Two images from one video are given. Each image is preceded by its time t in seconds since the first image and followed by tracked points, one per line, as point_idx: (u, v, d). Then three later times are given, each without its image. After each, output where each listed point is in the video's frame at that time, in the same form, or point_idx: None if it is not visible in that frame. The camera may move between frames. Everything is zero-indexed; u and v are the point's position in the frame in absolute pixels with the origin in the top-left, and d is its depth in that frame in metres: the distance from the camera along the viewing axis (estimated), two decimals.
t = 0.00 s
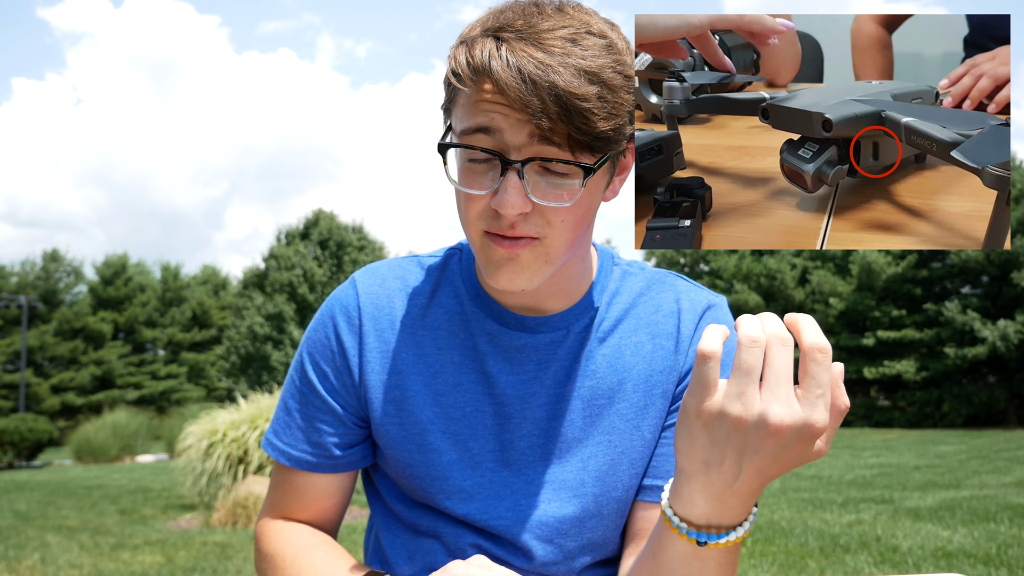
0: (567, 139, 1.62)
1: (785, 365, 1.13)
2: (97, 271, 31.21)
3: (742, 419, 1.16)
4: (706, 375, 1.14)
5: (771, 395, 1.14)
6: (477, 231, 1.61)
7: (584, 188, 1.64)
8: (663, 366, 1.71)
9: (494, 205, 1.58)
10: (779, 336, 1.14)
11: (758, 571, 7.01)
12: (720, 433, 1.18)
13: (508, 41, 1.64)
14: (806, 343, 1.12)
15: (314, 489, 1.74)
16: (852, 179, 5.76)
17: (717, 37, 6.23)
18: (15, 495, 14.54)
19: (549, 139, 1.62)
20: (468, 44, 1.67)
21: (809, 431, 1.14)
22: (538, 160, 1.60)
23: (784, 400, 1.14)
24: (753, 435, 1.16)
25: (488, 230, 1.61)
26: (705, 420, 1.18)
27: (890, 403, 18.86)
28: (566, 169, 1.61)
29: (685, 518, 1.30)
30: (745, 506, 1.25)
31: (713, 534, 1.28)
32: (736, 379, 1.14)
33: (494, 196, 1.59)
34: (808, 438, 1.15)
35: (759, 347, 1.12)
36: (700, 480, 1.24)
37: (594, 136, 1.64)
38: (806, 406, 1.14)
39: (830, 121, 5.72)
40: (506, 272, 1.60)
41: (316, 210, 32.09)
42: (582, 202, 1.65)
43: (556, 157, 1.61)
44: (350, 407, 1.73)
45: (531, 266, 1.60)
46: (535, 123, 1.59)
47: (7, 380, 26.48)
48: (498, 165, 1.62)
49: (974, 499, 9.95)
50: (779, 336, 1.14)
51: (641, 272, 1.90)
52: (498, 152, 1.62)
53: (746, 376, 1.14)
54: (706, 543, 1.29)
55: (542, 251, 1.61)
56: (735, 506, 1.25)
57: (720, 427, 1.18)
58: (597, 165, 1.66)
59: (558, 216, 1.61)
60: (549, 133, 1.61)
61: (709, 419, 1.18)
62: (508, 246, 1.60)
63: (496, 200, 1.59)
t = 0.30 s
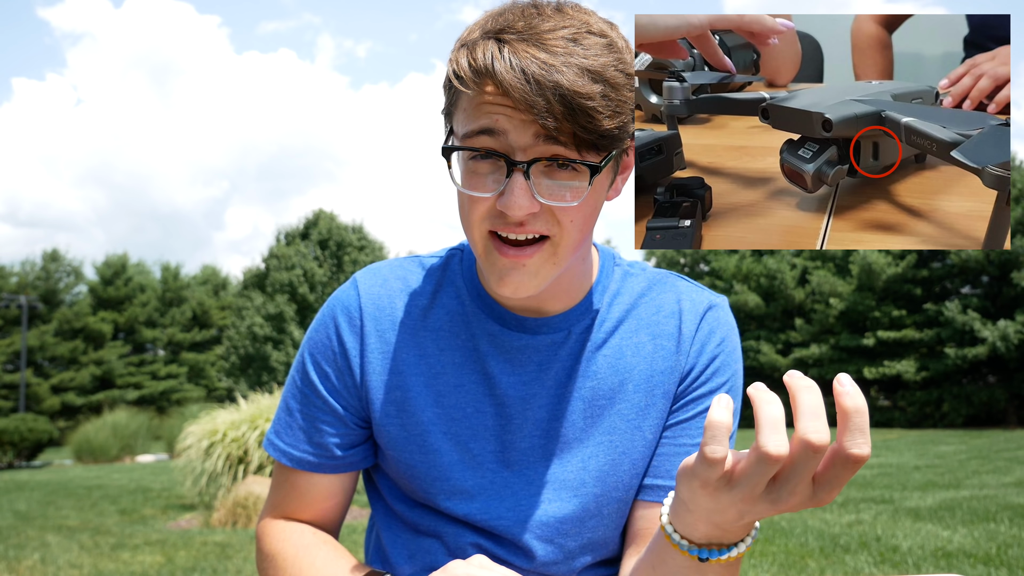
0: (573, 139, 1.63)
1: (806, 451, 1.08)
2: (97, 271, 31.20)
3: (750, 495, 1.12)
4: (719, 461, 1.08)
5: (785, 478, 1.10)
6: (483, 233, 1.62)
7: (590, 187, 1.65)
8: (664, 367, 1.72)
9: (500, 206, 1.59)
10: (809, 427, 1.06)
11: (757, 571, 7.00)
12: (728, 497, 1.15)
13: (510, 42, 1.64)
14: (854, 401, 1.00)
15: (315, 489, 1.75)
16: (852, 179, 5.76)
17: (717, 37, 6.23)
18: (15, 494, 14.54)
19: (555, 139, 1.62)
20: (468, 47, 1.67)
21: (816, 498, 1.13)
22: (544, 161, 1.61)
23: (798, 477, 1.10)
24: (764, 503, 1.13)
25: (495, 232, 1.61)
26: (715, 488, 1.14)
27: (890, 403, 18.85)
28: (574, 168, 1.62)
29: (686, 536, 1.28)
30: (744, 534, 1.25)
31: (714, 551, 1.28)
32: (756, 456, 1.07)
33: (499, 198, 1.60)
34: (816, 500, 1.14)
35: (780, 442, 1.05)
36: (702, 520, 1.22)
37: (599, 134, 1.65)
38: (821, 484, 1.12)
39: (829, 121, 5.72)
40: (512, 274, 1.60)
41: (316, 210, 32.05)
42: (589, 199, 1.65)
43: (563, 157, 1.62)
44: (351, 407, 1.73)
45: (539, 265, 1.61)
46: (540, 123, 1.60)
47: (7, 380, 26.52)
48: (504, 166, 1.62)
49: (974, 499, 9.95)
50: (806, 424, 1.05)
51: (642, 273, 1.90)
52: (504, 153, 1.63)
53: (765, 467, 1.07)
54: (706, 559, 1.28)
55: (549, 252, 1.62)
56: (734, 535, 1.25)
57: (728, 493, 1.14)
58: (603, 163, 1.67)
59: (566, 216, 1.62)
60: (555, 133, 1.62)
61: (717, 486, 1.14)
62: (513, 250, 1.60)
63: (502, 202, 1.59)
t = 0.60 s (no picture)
0: (574, 128, 1.64)
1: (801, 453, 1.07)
2: (97, 271, 31.21)
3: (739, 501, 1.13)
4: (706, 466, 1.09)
5: (779, 478, 1.10)
6: (483, 225, 1.61)
7: (590, 178, 1.65)
8: (663, 367, 1.71)
9: (502, 196, 1.58)
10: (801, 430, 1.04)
11: (758, 570, 7.01)
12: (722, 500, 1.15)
13: (511, 32, 1.65)
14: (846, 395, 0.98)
15: (313, 490, 1.74)
16: (852, 179, 5.76)
17: (717, 37, 6.23)
18: (15, 495, 14.53)
19: (555, 127, 1.62)
20: (469, 39, 1.68)
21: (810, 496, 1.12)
22: (545, 150, 1.61)
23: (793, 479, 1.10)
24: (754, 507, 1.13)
25: (494, 222, 1.60)
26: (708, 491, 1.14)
27: (890, 403, 18.84)
28: (575, 159, 1.63)
29: (686, 543, 1.28)
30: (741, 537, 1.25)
31: (715, 555, 1.27)
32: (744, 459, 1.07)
33: (501, 187, 1.59)
34: (810, 497, 1.13)
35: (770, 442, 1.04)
36: (700, 526, 1.22)
37: (600, 123, 1.66)
38: (815, 481, 1.10)
39: (829, 121, 5.73)
40: (513, 261, 1.58)
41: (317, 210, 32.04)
42: (589, 189, 1.65)
43: (564, 145, 1.62)
44: (350, 407, 1.73)
45: (540, 257, 1.60)
46: (542, 111, 1.60)
47: (6, 380, 26.52)
48: (505, 157, 1.62)
49: (974, 499, 9.95)
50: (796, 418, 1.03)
51: (641, 273, 1.90)
52: (505, 143, 1.63)
53: (753, 470, 1.07)
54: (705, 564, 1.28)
55: (550, 241, 1.60)
56: (731, 538, 1.25)
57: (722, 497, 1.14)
58: (604, 152, 1.67)
59: (566, 206, 1.61)
60: (556, 121, 1.62)
61: (711, 490, 1.14)
62: (515, 237, 1.59)
63: (504, 191, 1.59)
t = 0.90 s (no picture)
0: (574, 124, 1.63)
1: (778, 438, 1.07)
2: (97, 271, 31.21)
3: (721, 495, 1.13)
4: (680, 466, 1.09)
5: (756, 466, 1.10)
6: (484, 223, 1.60)
7: (591, 173, 1.65)
8: (661, 366, 1.72)
9: (503, 192, 1.58)
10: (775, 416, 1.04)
11: (758, 571, 7.00)
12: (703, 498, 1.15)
13: (511, 31, 1.64)
14: (812, 376, 0.98)
15: (312, 490, 1.75)
16: (852, 179, 5.76)
17: (717, 37, 6.23)
18: (15, 495, 14.54)
19: (556, 124, 1.63)
20: (469, 36, 1.67)
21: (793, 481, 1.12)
22: (546, 147, 1.62)
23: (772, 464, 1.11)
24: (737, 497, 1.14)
25: (496, 218, 1.60)
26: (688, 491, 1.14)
27: (890, 403, 18.83)
28: (576, 154, 1.64)
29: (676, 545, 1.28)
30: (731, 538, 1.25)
31: (706, 556, 1.27)
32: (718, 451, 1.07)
33: (502, 184, 1.59)
34: (792, 484, 1.13)
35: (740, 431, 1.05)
36: (687, 528, 1.22)
37: (600, 119, 1.66)
38: (793, 467, 1.10)
39: (829, 121, 5.73)
40: (514, 260, 1.58)
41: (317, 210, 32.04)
42: (589, 185, 1.65)
43: (564, 143, 1.63)
44: (349, 408, 1.73)
45: (541, 255, 1.60)
46: (542, 108, 1.60)
47: (6, 380, 26.51)
48: (506, 154, 1.62)
49: (974, 499, 9.95)
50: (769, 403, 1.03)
51: (639, 272, 1.89)
52: (506, 140, 1.63)
53: (729, 460, 1.08)
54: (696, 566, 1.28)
55: (552, 239, 1.61)
56: (722, 539, 1.25)
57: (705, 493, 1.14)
58: (604, 148, 1.67)
59: (568, 202, 1.61)
60: (557, 117, 1.62)
61: (691, 487, 1.13)
62: (517, 235, 1.59)
63: (505, 187, 1.59)
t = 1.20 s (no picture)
0: (586, 121, 1.63)
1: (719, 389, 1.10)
2: (97, 271, 31.22)
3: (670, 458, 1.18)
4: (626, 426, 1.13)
5: (700, 418, 1.15)
6: (491, 219, 1.60)
7: (599, 171, 1.66)
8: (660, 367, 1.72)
9: (513, 188, 1.57)
10: (709, 369, 1.07)
11: (758, 571, 7.00)
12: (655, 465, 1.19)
13: (521, 29, 1.65)
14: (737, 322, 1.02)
15: (312, 490, 1.75)
16: (852, 179, 5.76)
17: (717, 37, 6.23)
18: (15, 495, 14.54)
19: (567, 121, 1.62)
20: (477, 34, 1.67)
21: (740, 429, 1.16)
22: (556, 144, 1.62)
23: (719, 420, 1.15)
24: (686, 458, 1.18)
25: (504, 214, 1.60)
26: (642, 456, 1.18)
27: (890, 403, 18.83)
28: (585, 152, 1.64)
29: (651, 525, 1.33)
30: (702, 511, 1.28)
31: (681, 534, 1.32)
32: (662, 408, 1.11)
33: (512, 180, 1.58)
34: (742, 441, 1.16)
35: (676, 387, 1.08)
36: (659, 502, 1.27)
37: (610, 117, 1.66)
38: (736, 419, 1.15)
39: (829, 121, 5.74)
40: (523, 257, 1.59)
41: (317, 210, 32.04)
42: (596, 183, 1.65)
43: (575, 140, 1.63)
44: (349, 408, 1.73)
45: (550, 252, 1.60)
46: (554, 105, 1.61)
47: (7, 380, 26.51)
48: (516, 151, 1.62)
49: (974, 499, 9.95)
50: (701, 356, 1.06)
51: (638, 272, 1.89)
52: (516, 137, 1.62)
53: (670, 414, 1.12)
54: (673, 544, 1.32)
55: (562, 235, 1.61)
56: (692, 512, 1.28)
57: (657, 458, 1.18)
58: (612, 146, 1.67)
59: (577, 198, 1.62)
60: (568, 115, 1.62)
61: (644, 448, 1.17)
62: (525, 232, 1.59)
63: (514, 184, 1.58)
